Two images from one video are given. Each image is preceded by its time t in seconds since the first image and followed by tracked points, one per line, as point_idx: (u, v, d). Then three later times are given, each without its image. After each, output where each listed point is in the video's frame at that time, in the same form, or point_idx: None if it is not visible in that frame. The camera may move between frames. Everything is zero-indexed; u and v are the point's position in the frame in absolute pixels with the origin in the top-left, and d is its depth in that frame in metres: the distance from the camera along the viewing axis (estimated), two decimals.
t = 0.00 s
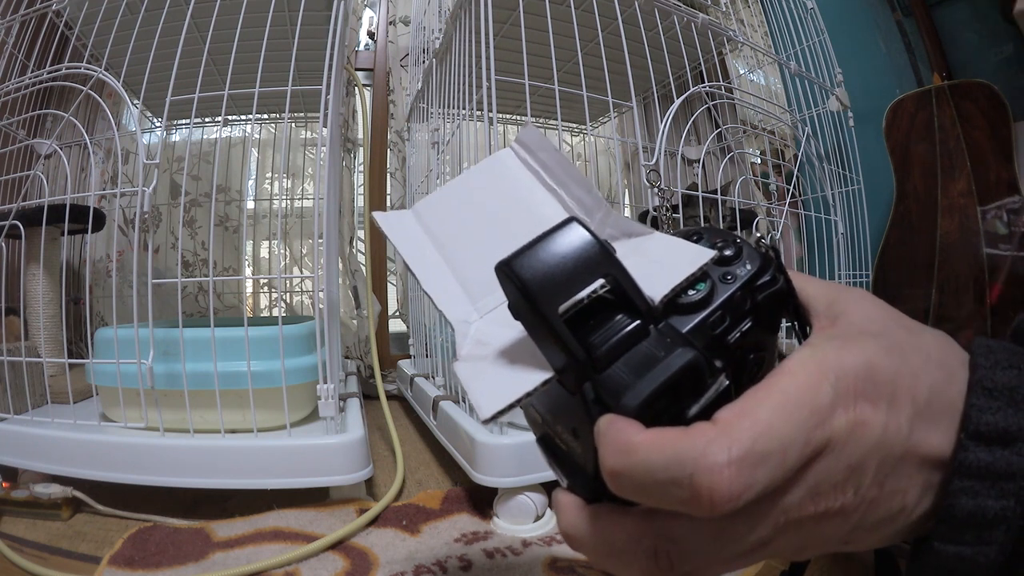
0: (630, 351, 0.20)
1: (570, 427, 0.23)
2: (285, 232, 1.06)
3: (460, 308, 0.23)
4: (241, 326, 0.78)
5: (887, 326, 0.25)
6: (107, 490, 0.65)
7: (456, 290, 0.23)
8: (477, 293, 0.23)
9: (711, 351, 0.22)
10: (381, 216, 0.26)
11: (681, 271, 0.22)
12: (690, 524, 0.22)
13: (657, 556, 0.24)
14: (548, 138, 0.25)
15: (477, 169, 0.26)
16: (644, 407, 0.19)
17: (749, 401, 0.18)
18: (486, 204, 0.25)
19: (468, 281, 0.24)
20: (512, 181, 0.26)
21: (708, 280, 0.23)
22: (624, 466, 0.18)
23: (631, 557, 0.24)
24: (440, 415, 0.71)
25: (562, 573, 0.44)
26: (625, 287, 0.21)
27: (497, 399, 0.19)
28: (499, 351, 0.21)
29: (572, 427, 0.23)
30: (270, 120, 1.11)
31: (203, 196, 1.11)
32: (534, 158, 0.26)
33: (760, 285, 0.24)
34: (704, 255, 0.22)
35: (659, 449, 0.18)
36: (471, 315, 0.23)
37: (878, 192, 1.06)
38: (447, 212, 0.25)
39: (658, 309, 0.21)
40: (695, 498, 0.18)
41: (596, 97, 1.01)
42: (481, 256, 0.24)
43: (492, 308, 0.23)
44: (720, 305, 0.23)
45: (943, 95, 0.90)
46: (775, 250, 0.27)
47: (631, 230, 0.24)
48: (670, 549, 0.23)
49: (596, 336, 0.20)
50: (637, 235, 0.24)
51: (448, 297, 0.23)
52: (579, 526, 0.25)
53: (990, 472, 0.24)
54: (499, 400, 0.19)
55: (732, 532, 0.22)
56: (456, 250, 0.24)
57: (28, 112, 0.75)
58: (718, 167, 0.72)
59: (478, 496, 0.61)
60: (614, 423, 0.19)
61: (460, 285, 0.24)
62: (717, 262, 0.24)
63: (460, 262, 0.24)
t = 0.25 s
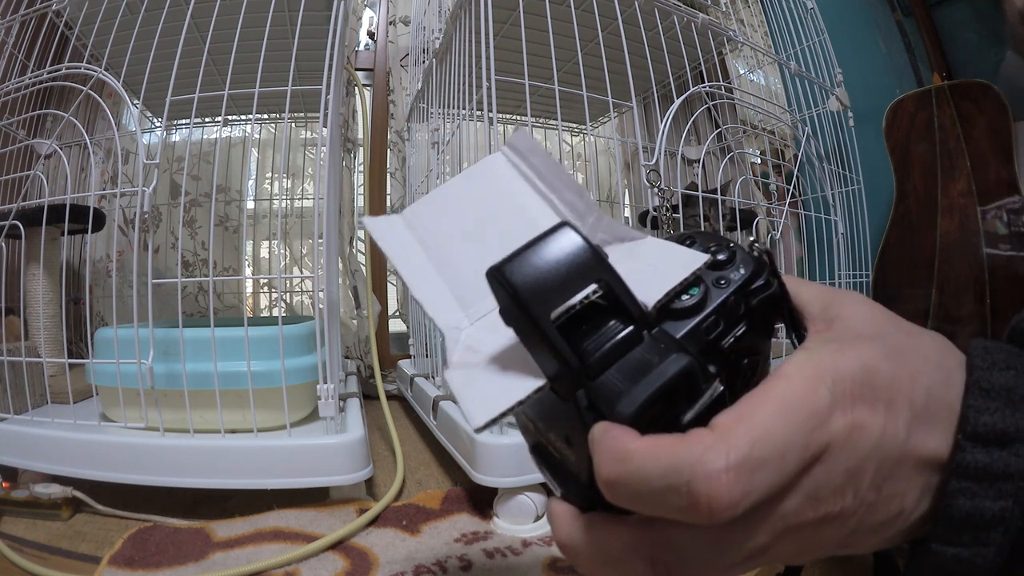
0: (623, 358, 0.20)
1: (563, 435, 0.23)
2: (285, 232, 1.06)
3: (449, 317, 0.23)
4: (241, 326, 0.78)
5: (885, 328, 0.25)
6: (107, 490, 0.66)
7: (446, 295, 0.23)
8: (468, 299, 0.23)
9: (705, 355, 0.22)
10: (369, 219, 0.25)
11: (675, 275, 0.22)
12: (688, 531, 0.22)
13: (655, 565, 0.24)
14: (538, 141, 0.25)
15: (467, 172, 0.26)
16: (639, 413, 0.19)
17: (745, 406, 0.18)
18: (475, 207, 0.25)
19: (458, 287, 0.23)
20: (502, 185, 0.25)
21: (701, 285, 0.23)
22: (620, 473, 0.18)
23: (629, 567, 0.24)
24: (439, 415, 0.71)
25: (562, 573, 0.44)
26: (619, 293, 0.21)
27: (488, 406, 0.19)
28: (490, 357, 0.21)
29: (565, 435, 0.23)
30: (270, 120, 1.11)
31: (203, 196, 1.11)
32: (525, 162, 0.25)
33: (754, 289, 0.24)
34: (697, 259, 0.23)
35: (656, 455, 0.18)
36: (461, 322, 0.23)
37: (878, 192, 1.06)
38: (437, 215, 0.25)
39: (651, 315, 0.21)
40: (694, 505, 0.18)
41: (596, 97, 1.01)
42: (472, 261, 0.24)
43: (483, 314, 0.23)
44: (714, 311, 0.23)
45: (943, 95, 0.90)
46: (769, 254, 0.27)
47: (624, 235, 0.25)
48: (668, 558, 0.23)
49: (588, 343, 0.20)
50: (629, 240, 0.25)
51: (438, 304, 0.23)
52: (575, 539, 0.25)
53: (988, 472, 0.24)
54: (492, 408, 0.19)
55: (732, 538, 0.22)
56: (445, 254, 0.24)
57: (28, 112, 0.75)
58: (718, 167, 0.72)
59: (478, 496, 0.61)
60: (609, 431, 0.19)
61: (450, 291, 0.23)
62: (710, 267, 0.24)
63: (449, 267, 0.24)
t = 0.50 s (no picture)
0: (630, 345, 0.20)
1: (563, 429, 0.23)
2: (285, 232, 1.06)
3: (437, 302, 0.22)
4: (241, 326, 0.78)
5: (886, 325, 0.26)
6: (107, 490, 0.65)
7: (435, 282, 0.23)
8: (458, 287, 0.23)
9: (710, 348, 0.22)
10: (358, 202, 0.25)
11: (680, 266, 0.22)
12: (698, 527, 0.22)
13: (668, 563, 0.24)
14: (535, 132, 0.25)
15: (461, 160, 0.26)
16: (649, 402, 0.19)
17: (765, 395, 0.19)
18: (470, 197, 0.25)
19: (448, 274, 0.23)
20: (498, 174, 0.25)
21: (706, 277, 0.23)
22: (639, 467, 0.18)
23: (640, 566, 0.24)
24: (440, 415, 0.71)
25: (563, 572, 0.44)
26: (626, 279, 0.21)
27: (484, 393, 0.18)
28: (487, 343, 0.21)
29: (566, 428, 0.22)
30: (270, 120, 1.11)
31: (203, 196, 1.11)
32: (519, 151, 0.26)
33: (756, 284, 0.24)
34: (702, 250, 0.23)
35: (679, 447, 0.17)
36: (450, 309, 0.22)
37: (878, 191, 1.06)
38: (429, 202, 0.25)
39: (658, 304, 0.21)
40: (719, 494, 0.18)
41: (596, 97, 1.01)
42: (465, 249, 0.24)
43: (473, 302, 0.23)
44: (717, 303, 0.23)
45: (943, 95, 0.91)
46: (767, 253, 0.27)
47: (622, 226, 0.24)
48: (682, 555, 0.23)
49: (594, 329, 0.20)
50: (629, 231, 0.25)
51: (426, 291, 0.22)
52: (580, 540, 0.24)
53: (989, 466, 0.24)
54: (488, 396, 0.18)
55: (746, 533, 0.22)
56: (436, 241, 0.24)
57: (28, 112, 0.75)
58: (718, 167, 0.72)
59: (478, 496, 0.61)
60: (621, 420, 0.18)
61: (441, 278, 0.23)
62: (712, 261, 0.24)
63: (441, 254, 0.23)
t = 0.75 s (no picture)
0: (625, 365, 0.20)
1: (561, 449, 0.23)
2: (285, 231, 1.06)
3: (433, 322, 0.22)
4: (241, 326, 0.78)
5: (888, 329, 0.26)
6: (107, 491, 0.65)
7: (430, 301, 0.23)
8: (454, 305, 0.23)
9: (706, 361, 0.22)
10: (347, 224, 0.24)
11: (673, 281, 0.22)
12: (702, 541, 0.22)
13: None
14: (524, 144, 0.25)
15: (450, 175, 0.26)
16: (645, 424, 0.19)
17: (767, 414, 0.19)
18: (461, 213, 0.25)
19: (443, 292, 0.23)
20: (488, 188, 0.26)
21: (701, 289, 0.23)
22: (639, 493, 0.18)
23: None
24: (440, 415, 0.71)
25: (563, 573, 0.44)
26: (619, 298, 0.21)
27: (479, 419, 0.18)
28: (481, 366, 0.21)
29: (564, 449, 0.22)
30: (270, 120, 1.11)
31: (203, 196, 1.11)
32: (510, 164, 0.26)
33: (752, 292, 0.24)
34: (698, 261, 0.23)
35: (678, 472, 0.17)
36: (446, 330, 0.22)
37: (879, 192, 1.06)
38: (420, 219, 0.25)
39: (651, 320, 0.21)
40: (720, 517, 0.18)
41: (596, 97, 1.01)
42: (459, 267, 0.23)
43: (469, 321, 0.23)
44: (714, 315, 0.23)
45: (943, 95, 0.90)
46: (764, 258, 0.27)
47: (616, 237, 0.25)
48: (683, 570, 0.23)
49: (588, 351, 0.20)
50: (622, 244, 0.25)
51: (419, 310, 0.22)
52: (582, 558, 0.24)
53: (991, 470, 0.24)
54: (485, 422, 0.18)
55: (747, 548, 0.22)
56: (429, 259, 0.24)
57: (28, 112, 0.75)
58: (719, 167, 0.72)
59: (478, 496, 0.61)
60: (619, 444, 0.18)
61: (436, 296, 0.23)
62: (708, 271, 0.24)
63: (433, 272, 0.23)
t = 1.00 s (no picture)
0: (623, 357, 0.20)
1: (557, 439, 0.23)
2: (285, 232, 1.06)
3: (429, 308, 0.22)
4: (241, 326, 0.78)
5: (890, 328, 0.26)
6: (107, 490, 0.65)
7: (426, 287, 0.23)
8: (450, 292, 0.23)
9: (705, 352, 0.22)
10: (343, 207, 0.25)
11: (675, 271, 0.22)
12: (698, 539, 0.22)
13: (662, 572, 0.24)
14: (525, 130, 0.25)
15: (448, 159, 0.26)
16: (642, 417, 0.19)
17: (764, 410, 0.19)
18: (459, 199, 0.25)
19: (440, 279, 0.23)
20: (486, 174, 0.26)
21: (701, 280, 0.23)
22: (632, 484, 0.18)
23: None
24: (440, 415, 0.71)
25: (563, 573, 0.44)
26: (618, 288, 0.21)
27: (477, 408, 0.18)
28: (478, 355, 0.21)
29: (559, 439, 0.23)
30: (270, 120, 1.11)
31: (203, 196, 1.11)
32: (511, 149, 0.26)
33: (753, 283, 0.24)
34: (700, 251, 0.23)
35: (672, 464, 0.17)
36: (442, 316, 0.22)
37: (879, 191, 1.06)
38: (417, 204, 0.25)
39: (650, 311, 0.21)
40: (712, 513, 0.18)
41: (596, 97, 1.01)
42: (457, 253, 0.23)
43: (465, 308, 0.23)
44: (714, 307, 0.23)
45: (943, 95, 0.90)
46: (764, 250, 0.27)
47: (616, 226, 0.25)
48: (677, 566, 0.23)
49: (585, 341, 0.20)
50: (622, 232, 0.25)
51: (416, 298, 0.22)
52: (577, 549, 0.24)
53: (991, 471, 0.24)
54: (481, 411, 0.18)
55: (743, 546, 0.22)
56: (426, 246, 0.24)
57: (28, 112, 0.75)
58: (719, 167, 0.72)
59: (478, 496, 0.61)
60: (615, 436, 0.18)
61: (432, 283, 0.23)
62: (709, 261, 0.24)
63: (430, 258, 0.23)
